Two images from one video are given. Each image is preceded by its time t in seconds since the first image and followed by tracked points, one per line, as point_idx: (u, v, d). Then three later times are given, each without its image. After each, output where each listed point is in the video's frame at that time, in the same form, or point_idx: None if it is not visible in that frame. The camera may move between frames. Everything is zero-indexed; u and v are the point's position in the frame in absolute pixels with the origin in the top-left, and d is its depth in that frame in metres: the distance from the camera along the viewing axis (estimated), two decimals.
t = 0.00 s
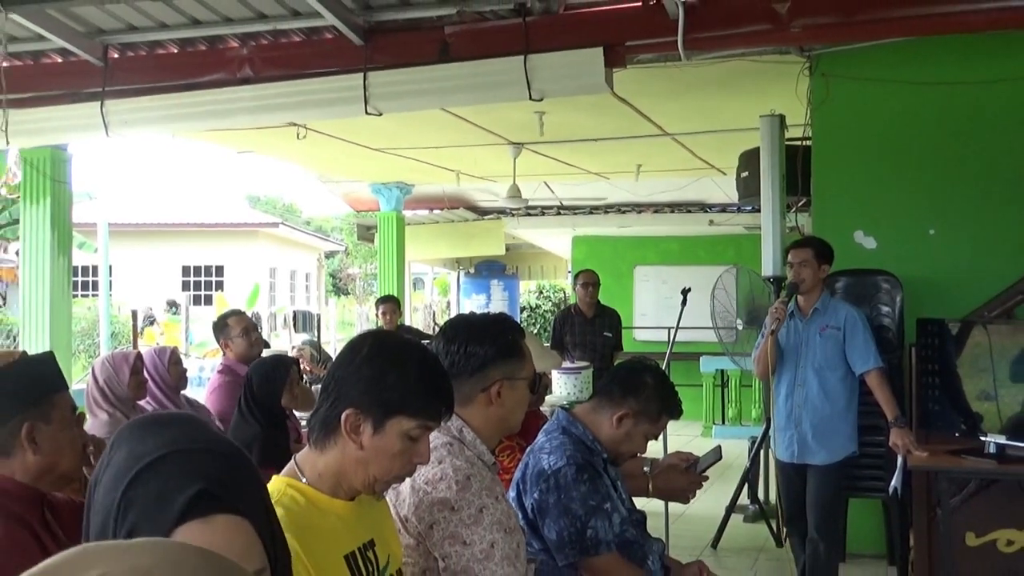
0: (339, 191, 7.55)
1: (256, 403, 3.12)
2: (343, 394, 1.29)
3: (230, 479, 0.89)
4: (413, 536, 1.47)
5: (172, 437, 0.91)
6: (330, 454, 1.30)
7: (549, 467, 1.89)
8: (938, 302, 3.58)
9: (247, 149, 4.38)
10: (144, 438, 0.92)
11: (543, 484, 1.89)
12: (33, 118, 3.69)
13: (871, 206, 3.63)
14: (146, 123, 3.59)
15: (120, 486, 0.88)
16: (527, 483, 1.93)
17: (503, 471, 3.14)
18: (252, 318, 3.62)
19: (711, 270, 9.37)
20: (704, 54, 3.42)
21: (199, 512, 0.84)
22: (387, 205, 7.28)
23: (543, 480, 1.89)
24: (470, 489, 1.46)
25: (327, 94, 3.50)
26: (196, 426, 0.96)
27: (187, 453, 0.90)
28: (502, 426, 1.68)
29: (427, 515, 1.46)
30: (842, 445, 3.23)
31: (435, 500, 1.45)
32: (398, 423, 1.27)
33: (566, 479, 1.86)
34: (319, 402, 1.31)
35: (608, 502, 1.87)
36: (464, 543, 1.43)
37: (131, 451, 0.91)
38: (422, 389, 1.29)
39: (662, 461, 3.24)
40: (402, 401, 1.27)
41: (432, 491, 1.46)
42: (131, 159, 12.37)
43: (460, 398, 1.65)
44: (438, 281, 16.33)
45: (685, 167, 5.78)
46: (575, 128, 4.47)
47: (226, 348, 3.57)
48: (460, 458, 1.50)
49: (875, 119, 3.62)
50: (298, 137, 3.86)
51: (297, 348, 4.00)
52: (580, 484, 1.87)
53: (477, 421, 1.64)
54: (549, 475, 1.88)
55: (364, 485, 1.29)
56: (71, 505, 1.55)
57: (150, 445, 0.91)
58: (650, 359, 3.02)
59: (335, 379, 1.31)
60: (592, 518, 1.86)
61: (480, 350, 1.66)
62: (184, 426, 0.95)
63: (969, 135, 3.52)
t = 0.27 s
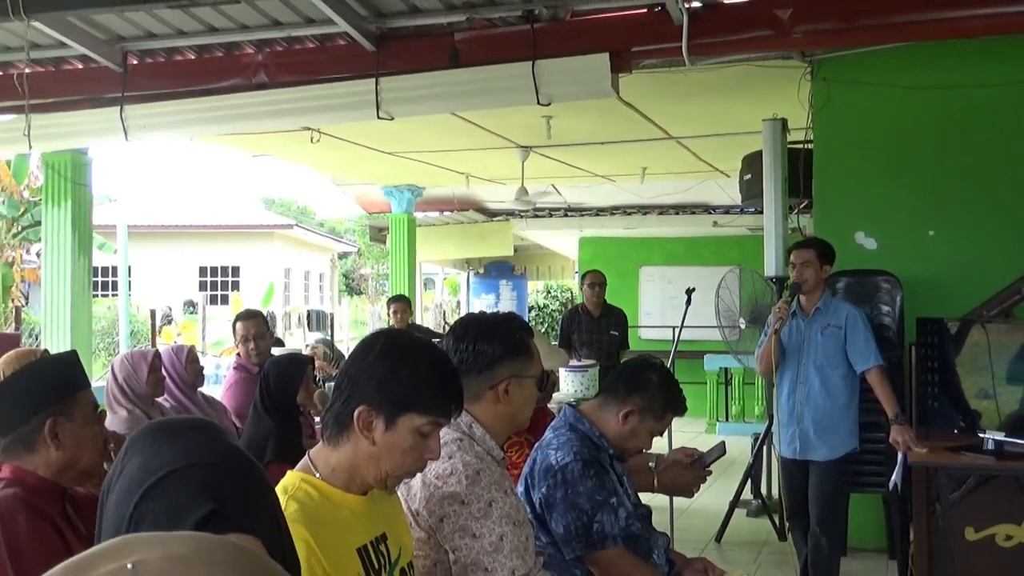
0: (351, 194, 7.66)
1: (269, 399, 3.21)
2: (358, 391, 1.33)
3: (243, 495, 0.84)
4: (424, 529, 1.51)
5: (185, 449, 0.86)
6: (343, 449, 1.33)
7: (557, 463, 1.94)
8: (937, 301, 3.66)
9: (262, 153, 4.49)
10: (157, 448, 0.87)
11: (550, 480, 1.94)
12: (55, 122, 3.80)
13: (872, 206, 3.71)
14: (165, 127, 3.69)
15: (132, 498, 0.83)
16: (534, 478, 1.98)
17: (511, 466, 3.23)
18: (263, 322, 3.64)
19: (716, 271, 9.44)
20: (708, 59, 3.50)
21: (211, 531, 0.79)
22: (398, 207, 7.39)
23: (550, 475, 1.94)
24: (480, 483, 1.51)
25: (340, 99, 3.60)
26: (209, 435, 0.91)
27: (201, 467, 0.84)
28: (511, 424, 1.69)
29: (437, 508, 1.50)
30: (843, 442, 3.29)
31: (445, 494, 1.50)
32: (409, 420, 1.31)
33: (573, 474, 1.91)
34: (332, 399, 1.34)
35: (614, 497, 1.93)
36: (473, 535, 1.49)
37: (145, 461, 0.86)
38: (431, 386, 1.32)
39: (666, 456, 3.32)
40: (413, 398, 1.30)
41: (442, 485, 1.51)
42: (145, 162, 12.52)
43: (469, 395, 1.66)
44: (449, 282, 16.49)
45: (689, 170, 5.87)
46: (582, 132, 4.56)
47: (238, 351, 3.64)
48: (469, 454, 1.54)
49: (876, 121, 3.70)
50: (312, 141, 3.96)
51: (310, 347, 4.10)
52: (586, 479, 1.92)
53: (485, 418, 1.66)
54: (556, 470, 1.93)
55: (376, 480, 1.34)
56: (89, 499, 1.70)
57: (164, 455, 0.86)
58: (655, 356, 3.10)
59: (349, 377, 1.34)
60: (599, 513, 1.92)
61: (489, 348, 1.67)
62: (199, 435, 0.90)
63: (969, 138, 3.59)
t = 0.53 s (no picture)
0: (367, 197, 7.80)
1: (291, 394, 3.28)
2: (374, 388, 1.38)
3: (258, 491, 0.92)
4: (438, 522, 1.58)
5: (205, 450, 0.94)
6: (360, 444, 1.39)
7: (567, 458, 2.02)
8: (938, 301, 3.74)
9: (280, 156, 4.62)
10: (181, 447, 0.95)
11: (561, 475, 2.02)
12: (81, 128, 3.93)
13: (875, 209, 3.80)
14: (186, 131, 3.84)
15: (157, 495, 0.91)
16: (545, 473, 2.06)
17: (523, 461, 3.33)
18: (282, 322, 3.76)
19: (722, 272, 9.52)
20: (714, 65, 3.60)
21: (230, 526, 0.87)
22: (412, 210, 7.52)
23: (560, 470, 2.02)
24: (491, 478, 1.56)
25: (356, 104, 3.71)
26: (231, 434, 0.99)
27: (219, 467, 0.92)
28: (522, 420, 1.76)
29: (451, 502, 1.56)
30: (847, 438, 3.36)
31: (459, 488, 1.55)
32: (423, 416, 1.36)
33: (583, 470, 1.99)
34: (349, 396, 1.40)
35: (622, 492, 2.02)
36: (486, 528, 1.54)
37: (169, 461, 0.94)
38: (444, 383, 1.37)
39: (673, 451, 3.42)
40: (427, 395, 1.35)
41: (456, 480, 1.56)
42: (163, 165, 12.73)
43: (482, 391, 1.74)
44: (462, 283, 16.65)
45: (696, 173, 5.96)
46: (591, 136, 4.66)
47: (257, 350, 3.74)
48: (482, 449, 1.59)
49: (878, 126, 3.79)
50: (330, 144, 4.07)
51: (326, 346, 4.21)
52: (595, 474, 2.00)
53: (498, 415, 1.73)
54: (567, 466, 2.01)
55: (391, 474, 1.39)
56: (114, 493, 1.83)
57: (187, 455, 0.94)
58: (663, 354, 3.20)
59: (365, 374, 1.40)
60: (608, 506, 2.01)
61: (500, 346, 1.74)
62: (219, 434, 0.98)
63: (968, 144, 3.68)
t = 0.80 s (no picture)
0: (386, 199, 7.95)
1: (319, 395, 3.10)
2: (391, 384, 1.44)
3: (283, 487, 0.96)
4: (455, 515, 1.63)
5: (239, 443, 1.00)
6: (379, 440, 1.44)
7: (580, 453, 2.10)
8: (943, 301, 3.82)
9: (302, 161, 4.76)
10: (218, 437, 1.01)
11: (575, 469, 2.10)
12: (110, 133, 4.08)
13: (882, 210, 3.88)
14: (211, 137, 3.99)
15: (191, 485, 0.97)
16: (559, 467, 2.14)
17: (538, 456, 3.43)
18: (301, 323, 3.84)
19: (732, 272, 9.60)
20: (724, 70, 3.70)
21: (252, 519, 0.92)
22: (430, 212, 7.66)
23: (574, 465, 2.10)
24: (507, 473, 1.61)
25: (375, 109, 3.83)
26: (265, 430, 1.04)
27: (249, 462, 0.98)
28: (536, 416, 1.82)
29: (467, 496, 1.61)
30: (851, 435, 3.43)
31: (475, 483, 1.61)
32: (440, 413, 1.41)
33: (596, 464, 2.07)
34: (368, 393, 1.45)
35: (634, 486, 2.10)
36: (501, 521, 1.59)
37: (204, 451, 1.00)
38: (461, 381, 1.43)
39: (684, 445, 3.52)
40: (445, 392, 1.41)
41: (472, 474, 1.61)
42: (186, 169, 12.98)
43: (496, 388, 1.80)
44: (478, 283, 16.82)
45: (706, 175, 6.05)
46: (604, 140, 4.77)
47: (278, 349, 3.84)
48: (497, 444, 1.65)
49: (883, 129, 3.87)
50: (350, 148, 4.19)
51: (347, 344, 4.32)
52: (608, 469, 2.08)
53: (511, 411, 1.79)
54: (580, 461, 2.09)
55: (409, 468, 1.44)
56: (141, 488, 1.88)
57: (221, 448, 1.00)
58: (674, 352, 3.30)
59: (384, 372, 1.46)
60: (620, 501, 2.08)
61: (514, 344, 1.81)
62: (253, 425, 1.03)
63: (973, 146, 3.76)
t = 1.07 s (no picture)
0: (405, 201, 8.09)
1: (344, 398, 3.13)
2: (411, 380, 1.43)
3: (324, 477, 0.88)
4: (471, 508, 1.64)
5: (282, 429, 0.92)
6: (397, 435, 1.44)
7: (594, 449, 2.17)
8: (950, 300, 3.90)
9: (323, 163, 4.89)
10: (264, 420, 0.94)
11: (588, 464, 2.17)
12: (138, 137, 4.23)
13: (890, 211, 3.95)
14: (234, 141, 4.11)
15: (229, 468, 0.90)
16: (574, 462, 2.22)
17: (552, 452, 3.51)
18: (321, 321, 3.96)
19: (743, 271, 9.67)
20: (734, 74, 3.78)
21: (291, 508, 0.84)
22: (448, 214, 7.79)
23: (588, 460, 2.17)
24: (523, 468, 1.61)
25: (393, 113, 3.94)
26: (313, 417, 0.96)
27: (291, 447, 0.90)
28: (550, 415, 1.83)
29: (483, 491, 1.62)
30: (859, 431, 3.49)
31: (490, 478, 1.61)
32: (459, 409, 1.41)
33: (609, 459, 2.14)
34: (387, 388, 1.46)
35: (647, 481, 2.17)
36: (516, 515, 1.59)
37: (246, 433, 0.93)
38: (482, 376, 1.43)
39: (697, 440, 3.60)
40: (463, 388, 1.41)
41: (488, 469, 1.62)
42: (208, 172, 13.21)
43: (512, 385, 1.82)
44: (493, 282, 17.00)
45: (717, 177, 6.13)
46: (617, 143, 4.85)
47: (300, 346, 3.96)
48: (513, 440, 1.64)
49: (892, 131, 3.94)
50: (369, 150, 4.29)
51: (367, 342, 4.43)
52: (621, 464, 2.15)
53: (526, 408, 1.80)
54: (594, 456, 2.16)
55: (426, 463, 1.44)
56: (167, 485, 1.99)
57: (264, 431, 0.92)
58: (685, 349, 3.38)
59: (402, 368, 1.46)
60: (633, 495, 2.15)
61: (530, 342, 1.82)
62: (301, 412, 0.96)
63: (981, 149, 3.83)
